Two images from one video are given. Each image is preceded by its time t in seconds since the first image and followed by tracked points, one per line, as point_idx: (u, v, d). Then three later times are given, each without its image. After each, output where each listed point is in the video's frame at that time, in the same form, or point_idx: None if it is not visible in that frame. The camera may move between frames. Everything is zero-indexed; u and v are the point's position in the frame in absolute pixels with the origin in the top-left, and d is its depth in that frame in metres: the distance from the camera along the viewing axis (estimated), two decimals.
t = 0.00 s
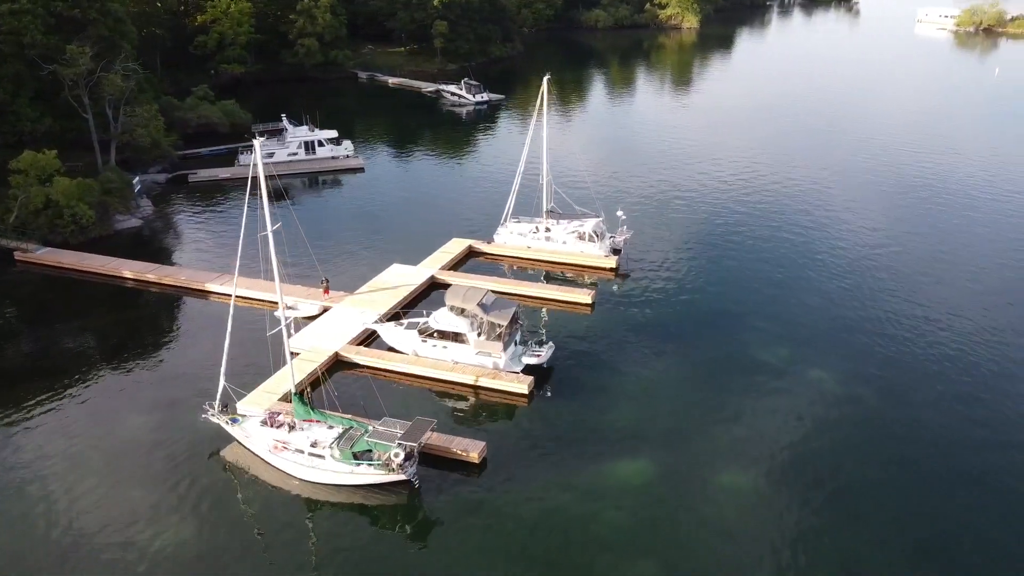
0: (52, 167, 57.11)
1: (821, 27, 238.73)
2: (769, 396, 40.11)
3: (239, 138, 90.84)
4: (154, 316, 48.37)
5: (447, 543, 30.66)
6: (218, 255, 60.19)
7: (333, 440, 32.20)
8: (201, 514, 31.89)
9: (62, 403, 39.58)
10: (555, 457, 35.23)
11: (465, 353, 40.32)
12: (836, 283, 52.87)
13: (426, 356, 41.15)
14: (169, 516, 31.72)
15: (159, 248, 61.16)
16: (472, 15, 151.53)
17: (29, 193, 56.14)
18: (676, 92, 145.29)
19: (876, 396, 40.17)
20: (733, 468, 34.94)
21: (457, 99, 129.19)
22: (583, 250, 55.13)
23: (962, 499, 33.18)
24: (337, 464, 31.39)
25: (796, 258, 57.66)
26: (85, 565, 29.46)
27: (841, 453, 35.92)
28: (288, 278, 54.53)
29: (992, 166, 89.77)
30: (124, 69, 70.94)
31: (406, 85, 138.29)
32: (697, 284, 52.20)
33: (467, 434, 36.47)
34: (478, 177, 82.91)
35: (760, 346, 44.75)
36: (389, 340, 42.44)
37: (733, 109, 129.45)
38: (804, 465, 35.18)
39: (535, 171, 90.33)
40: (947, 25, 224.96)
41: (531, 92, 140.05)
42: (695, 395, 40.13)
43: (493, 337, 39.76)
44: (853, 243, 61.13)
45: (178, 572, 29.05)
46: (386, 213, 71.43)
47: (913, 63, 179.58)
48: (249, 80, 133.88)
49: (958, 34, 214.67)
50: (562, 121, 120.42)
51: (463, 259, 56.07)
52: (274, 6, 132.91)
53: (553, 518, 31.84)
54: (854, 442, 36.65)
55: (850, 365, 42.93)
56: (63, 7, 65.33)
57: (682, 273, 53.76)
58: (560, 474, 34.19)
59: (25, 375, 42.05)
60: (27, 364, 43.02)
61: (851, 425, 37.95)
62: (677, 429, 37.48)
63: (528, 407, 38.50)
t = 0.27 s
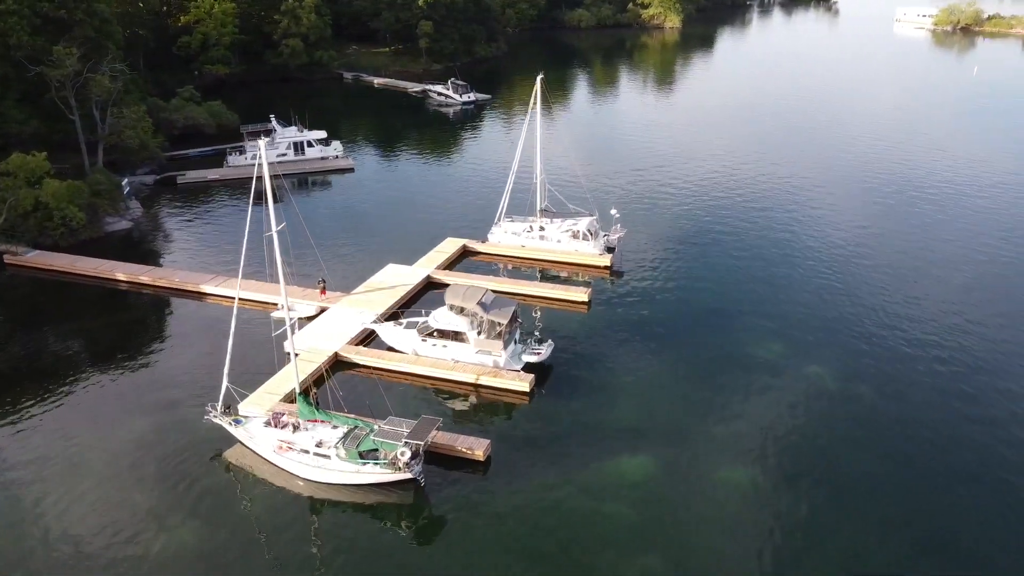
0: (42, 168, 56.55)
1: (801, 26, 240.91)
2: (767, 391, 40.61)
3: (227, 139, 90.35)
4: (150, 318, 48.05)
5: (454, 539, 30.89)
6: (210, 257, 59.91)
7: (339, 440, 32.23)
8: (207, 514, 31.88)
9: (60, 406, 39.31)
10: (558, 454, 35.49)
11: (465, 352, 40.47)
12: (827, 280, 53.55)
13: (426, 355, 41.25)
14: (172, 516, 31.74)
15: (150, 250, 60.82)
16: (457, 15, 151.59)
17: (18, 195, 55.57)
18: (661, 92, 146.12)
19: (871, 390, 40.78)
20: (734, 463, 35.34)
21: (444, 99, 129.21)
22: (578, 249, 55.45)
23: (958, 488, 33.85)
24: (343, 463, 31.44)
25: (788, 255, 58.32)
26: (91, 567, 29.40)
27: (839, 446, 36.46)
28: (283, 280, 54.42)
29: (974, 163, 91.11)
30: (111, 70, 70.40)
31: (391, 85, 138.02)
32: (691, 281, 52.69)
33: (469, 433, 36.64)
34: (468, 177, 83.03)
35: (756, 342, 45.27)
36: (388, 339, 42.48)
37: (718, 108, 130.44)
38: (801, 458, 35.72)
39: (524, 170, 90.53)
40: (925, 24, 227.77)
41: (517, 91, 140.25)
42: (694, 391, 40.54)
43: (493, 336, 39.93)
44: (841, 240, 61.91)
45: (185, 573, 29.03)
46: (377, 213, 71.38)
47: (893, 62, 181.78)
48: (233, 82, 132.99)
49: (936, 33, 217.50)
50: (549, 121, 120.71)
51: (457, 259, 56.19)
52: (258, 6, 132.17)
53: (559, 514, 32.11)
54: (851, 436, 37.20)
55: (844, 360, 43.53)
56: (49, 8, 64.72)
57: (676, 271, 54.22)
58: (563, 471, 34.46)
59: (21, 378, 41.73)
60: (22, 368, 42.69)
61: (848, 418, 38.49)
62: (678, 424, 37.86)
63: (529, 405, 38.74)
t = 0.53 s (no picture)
0: (32, 171, 56.06)
1: (783, 25, 242.90)
2: (765, 385, 41.05)
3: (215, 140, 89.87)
4: (145, 320, 47.75)
5: (461, 537, 31.07)
6: (204, 259, 59.66)
7: (345, 439, 32.24)
8: (213, 516, 31.86)
9: (59, 408, 39.05)
10: (563, 451, 35.75)
11: (466, 351, 40.62)
12: (820, 276, 54.19)
13: (427, 354, 41.35)
14: (176, 517, 31.66)
15: (142, 252, 60.48)
16: (443, 15, 151.55)
17: (9, 198, 55.02)
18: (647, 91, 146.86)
19: (868, 383, 41.34)
20: (736, 457, 35.73)
21: (431, 99, 129.17)
22: (573, 247, 55.74)
23: (954, 478, 34.43)
24: (350, 463, 31.47)
25: (780, 252, 58.94)
26: (99, 569, 29.30)
27: (838, 439, 36.95)
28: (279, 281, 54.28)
29: (958, 160, 92.40)
30: (99, 71, 69.82)
31: (378, 86, 137.75)
32: (686, 279, 53.15)
33: (473, 431, 36.82)
34: (459, 178, 83.16)
35: (753, 337, 45.73)
36: (387, 339, 42.51)
37: (704, 107, 131.37)
38: (800, 451, 36.19)
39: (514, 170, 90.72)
40: (904, 23, 230.36)
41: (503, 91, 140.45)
42: (694, 386, 40.90)
43: (495, 334, 40.11)
44: (831, 238, 62.64)
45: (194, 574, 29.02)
46: (369, 214, 71.34)
47: (874, 61, 183.79)
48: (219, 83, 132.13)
49: (915, 32, 220.09)
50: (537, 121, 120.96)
51: (453, 258, 56.28)
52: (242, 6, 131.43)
53: (565, 510, 32.35)
54: (850, 428, 37.70)
55: (840, 354, 44.09)
56: (36, 9, 64.07)
57: (670, 268, 54.65)
58: (568, 468, 34.72)
59: (18, 381, 41.40)
60: (19, 371, 42.35)
61: (846, 411, 38.99)
62: (679, 419, 38.20)
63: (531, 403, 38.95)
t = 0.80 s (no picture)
0: (21, 172, 55.67)
1: (764, 25, 244.75)
2: (764, 381, 41.47)
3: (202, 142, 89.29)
4: (140, 322, 47.39)
5: (466, 534, 31.18)
6: (196, 261, 59.31)
7: (351, 439, 32.25)
8: (218, 518, 31.79)
9: (56, 412, 38.69)
10: (566, 448, 35.93)
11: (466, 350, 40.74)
12: (812, 273, 54.79)
13: (427, 353, 41.41)
14: (179, 520, 31.54)
15: (133, 255, 60.03)
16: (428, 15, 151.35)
17: None
18: (632, 91, 147.45)
19: (865, 377, 41.87)
20: (739, 451, 36.05)
21: (418, 99, 128.98)
22: (567, 246, 56.00)
23: (951, 469, 34.97)
24: (356, 463, 31.50)
25: (771, 250, 59.54)
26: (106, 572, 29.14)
27: (838, 432, 37.42)
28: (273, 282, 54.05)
29: (941, 158, 93.63)
30: (85, 73, 69.19)
31: (363, 86, 137.39)
32: (680, 276, 53.55)
33: (477, 429, 36.92)
34: (449, 179, 83.19)
35: (749, 334, 46.19)
36: (387, 338, 42.55)
37: (690, 106, 132.13)
38: (799, 445, 36.60)
39: (504, 169, 90.69)
40: (884, 22, 233.16)
41: (490, 90, 140.50)
42: (694, 382, 41.23)
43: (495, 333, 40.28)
44: (821, 236, 63.39)
45: None
46: (360, 215, 71.24)
47: (855, 60, 185.74)
48: (203, 83, 131.14)
49: (895, 32, 222.58)
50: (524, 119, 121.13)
51: (448, 257, 56.34)
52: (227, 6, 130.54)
53: (571, 506, 32.54)
54: (850, 422, 38.15)
55: (836, 349, 44.63)
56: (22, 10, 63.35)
57: (664, 266, 55.05)
58: (573, 464, 34.89)
59: (13, 385, 40.94)
60: (13, 374, 41.87)
61: (844, 405, 39.53)
62: (681, 415, 38.49)
63: (533, 401, 39.10)
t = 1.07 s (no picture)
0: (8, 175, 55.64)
1: (743, 24, 246.76)
2: (760, 375, 41.96)
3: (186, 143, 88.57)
4: (133, 325, 46.98)
5: (471, 531, 31.30)
6: (186, 263, 58.91)
7: (355, 438, 32.28)
8: (223, 520, 31.73)
9: (52, 416, 38.32)
10: (568, 444, 36.17)
11: (465, 349, 40.86)
12: (802, 269, 55.49)
13: (426, 353, 41.48)
14: (182, 523, 31.40)
15: (122, 257, 59.53)
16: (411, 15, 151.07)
17: None
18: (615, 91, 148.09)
19: (859, 370, 42.50)
20: (738, 444, 36.48)
21: (402, 99, 128.78)
22: (560, 245, 56.30)
23: (945, 458, 35.53)
24: (361, 462, 31.54)
25: (761, 246, 60.19)
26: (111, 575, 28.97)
27: (835, 424, 37.96)
28: (266, 283, 53.84)
29: (922, 155, 95.05)
30: (69, 74, 68.44)
31: (347, 87, 136.88)
32: (674, 273, 54.01)
33: (478, 427, 37.07)
34: (437, 179, 83.21)
35: (744, 329, 46.70)
36: (385, 338, 42.56)
37: (673, 105, 132.95)
38: (796, 437, 37.05)
39: (493, 168, 90.78)
40: (860, 22, 236.00)
41: (474, 90, 140.49)
42: (691, 378, 41.63)
43: (494, 331, 40.42)
44: (808, 233, 64.14)
45: None
46: (350, 215, 71.08)
47: (834, 58, 187.80)
48: (184, 84, 129.97)
49: (872, 31, 225.29)
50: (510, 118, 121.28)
51: (441, 257, 56.42)
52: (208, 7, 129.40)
53: (576, 501, 32.79)
54: (846, 414, 38.73)
55: (829, 343, 45.24)
56: (5, 10, 62.48)
57: (657, 264, 55.49)
58: (576, 460, 35.13)
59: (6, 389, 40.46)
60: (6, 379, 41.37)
61: (840, 397, 40.09)
62: (681, 410, 38.87)
63: (533, 398, 39.26)
